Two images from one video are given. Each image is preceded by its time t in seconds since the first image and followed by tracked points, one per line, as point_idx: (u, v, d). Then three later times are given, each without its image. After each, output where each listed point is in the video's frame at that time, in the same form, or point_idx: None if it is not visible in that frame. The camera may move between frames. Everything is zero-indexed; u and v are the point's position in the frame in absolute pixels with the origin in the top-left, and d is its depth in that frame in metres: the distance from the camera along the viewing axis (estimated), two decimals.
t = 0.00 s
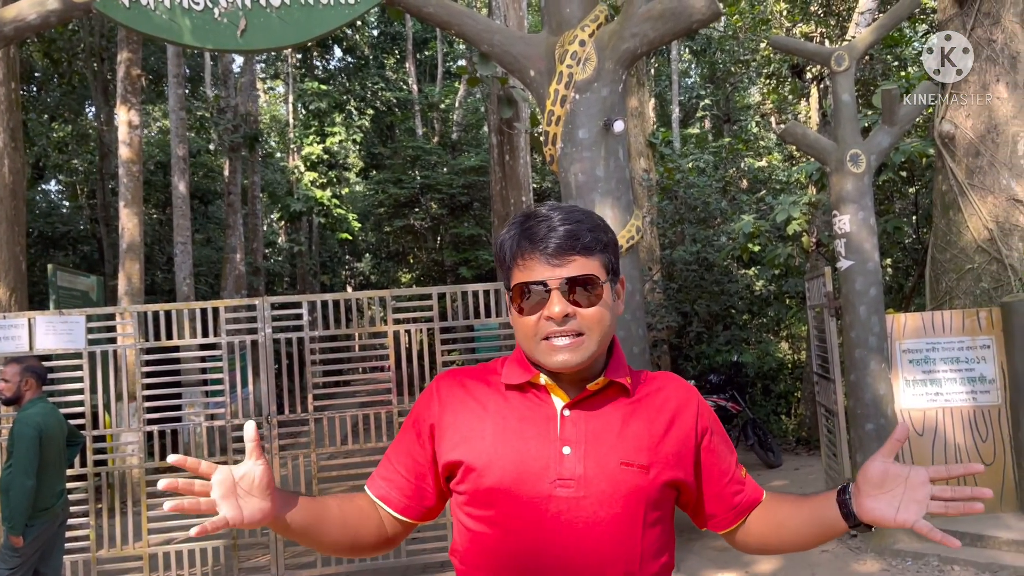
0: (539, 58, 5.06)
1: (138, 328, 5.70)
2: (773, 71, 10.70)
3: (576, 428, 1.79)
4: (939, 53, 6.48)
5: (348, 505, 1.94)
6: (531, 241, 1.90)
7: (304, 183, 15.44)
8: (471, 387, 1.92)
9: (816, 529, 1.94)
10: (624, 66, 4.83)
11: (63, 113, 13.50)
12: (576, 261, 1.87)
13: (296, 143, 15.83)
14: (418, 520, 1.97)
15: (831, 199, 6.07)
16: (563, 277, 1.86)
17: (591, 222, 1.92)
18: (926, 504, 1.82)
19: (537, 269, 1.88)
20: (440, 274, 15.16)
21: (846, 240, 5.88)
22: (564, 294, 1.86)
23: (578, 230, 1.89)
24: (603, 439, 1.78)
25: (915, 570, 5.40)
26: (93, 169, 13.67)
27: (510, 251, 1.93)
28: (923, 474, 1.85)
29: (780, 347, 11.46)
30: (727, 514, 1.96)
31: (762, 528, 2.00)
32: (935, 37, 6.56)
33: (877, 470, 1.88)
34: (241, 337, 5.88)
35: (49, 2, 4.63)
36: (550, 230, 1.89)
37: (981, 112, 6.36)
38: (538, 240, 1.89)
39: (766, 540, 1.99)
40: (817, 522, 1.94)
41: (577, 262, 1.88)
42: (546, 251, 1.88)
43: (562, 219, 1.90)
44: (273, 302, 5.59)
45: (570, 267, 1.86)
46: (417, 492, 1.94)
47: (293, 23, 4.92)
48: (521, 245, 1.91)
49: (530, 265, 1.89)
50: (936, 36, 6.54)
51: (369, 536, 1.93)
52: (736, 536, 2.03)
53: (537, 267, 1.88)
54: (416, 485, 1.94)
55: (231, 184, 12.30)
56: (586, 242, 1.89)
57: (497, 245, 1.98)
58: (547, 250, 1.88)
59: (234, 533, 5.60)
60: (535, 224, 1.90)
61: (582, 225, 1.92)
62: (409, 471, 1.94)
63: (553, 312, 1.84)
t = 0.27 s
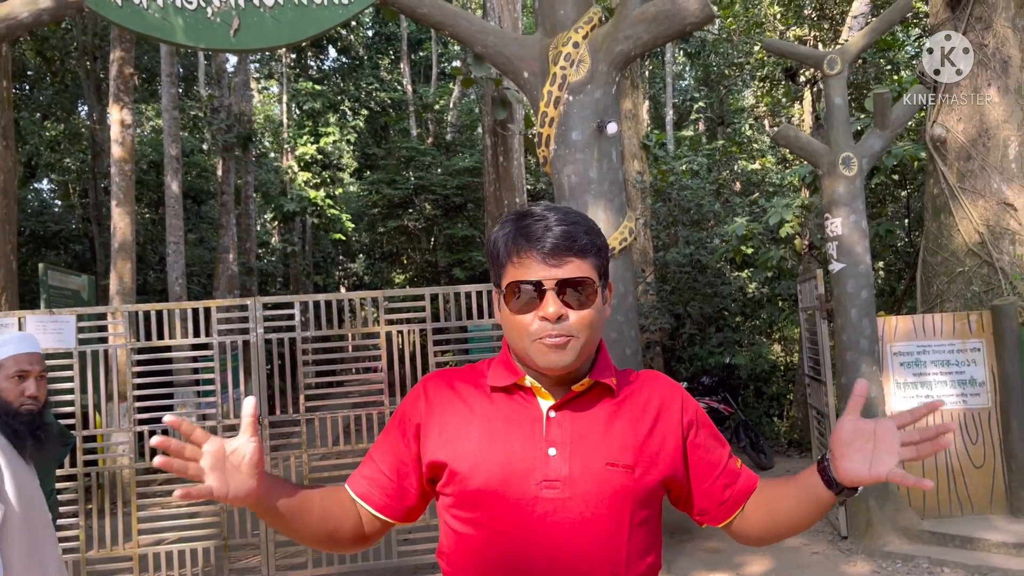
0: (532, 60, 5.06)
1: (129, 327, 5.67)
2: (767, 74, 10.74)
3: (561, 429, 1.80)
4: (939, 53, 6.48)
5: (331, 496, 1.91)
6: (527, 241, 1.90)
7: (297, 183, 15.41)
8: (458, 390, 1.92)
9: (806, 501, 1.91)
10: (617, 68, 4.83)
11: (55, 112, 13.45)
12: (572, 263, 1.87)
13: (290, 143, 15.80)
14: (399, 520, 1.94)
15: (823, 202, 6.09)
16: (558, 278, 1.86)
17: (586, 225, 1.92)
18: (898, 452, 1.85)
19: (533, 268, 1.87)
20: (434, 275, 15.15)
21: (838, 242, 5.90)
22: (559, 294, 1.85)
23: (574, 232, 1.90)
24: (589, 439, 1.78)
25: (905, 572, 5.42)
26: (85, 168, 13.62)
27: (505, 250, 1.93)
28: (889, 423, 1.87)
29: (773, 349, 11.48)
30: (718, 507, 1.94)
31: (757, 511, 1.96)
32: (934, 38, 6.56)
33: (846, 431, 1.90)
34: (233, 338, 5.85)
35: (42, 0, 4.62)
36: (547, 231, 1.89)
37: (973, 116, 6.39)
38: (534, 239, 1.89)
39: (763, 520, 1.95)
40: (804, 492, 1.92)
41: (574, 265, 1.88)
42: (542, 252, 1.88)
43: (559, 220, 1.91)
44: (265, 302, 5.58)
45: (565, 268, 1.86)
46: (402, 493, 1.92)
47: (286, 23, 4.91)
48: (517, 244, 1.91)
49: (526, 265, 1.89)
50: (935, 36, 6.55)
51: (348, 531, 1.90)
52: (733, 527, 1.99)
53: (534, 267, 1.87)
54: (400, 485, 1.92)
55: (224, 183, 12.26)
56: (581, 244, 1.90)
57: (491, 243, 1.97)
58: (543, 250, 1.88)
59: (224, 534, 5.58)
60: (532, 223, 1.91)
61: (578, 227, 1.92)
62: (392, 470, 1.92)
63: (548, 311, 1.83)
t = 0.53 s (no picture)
0: (528, 60, 5.06)
1: (122, 326, 5.66)
2: (762, 76, 10.77)
3: (553, 433, 1.80)
4: (939, 53, 6.43)
5: (321, 513, 1.88)
6: (527, 247, 1.89)
7: (292, 182, 15.39)
8: (448, 393, 1.90)
9: (786, 531, 1.89)
10: (613, 69, 4.84)
11: (49, 110, 13.41)
12: (572, 272, 1.87)
13: (285, 142, 15.76)
14: (392, 526, 1.92)
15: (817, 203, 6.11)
16: (558, 289, 1.85)
17: (587, 233, 1.91)
18: (891, 497, 1.80)
19: (533, 277, 1.87)
20: (429, 275, 15.15)
21: (832, 244, 5.91)
22: (559, 305, 1.84)
23: (574, 240, 1.88)
24: (580, 443, 1.78)
25: (897, 573, 5.44)
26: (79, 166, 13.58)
27: (505, 258, 1.91)
28: (887, 467, 1.82)
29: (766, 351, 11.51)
30: (703, 515, 1.93)
31: (738, 526, 1.95)
32: (933, 37, 6.49)
33: (842, 466, 1.86)
34: (226, 337, 5.84)
35: None
36: (547, 239, 1.88)
37: (966, 119, 6.42)
38: (535, 247, 1.88)
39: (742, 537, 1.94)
40: (788, 523, 1.89)
41: (575, 275, 1.87)
42: (541, 261, 1.87)
43: (558, 227, 1.89)
44: (258, 301, 5.56)
45: (565, 278, 1.86)
46: (393, 498, 1.90)
47: (281, 22, 4.90)
48: (517, 252, 1.89)
49: (526, 274, 1.88)
50: (935, 36, 6.50)
51: (344, 542, 1.88)
52: (715, 538, 1.98)
53: (534, 276, 1.87)
54: (391, 491, 1.90)
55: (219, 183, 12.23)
56: (580, 253, 1.89)
57: (490, 245, 1.96)
58: (542, 259, 1.87)
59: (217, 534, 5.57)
60: (532, 230, 1.89)
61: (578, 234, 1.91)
62: (384, 476, 1.90)
63: (547, 322, 1.83)
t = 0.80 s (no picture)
0: (526, 60, 5.05)
1: (118, 325, 5.65)
2: (759, 78, 10.79)
3: (547, 436, 1.79)
4: (939, 54, 6.43)
5: (315, 521, 1.87)
6: (509, 248, 1.89)
7: (289, 181, 15.35)
8: (443, 393, 1.90)
9: (779, 547, 1.89)
10: (610, 70, 4.83)
11: (46, 108, 13.39)
12: (551, 271, 1.87)
13: (282, 142, 15.74)
14: (387, 528, 1.91)
15: (813, 205, 6.12)
16: (537, 287, 1.85)
17: (570, 233, 1.90)
18: (891, 525, 1.78)
19: (513, 277, 1.88)
20: (425, 275, 15.15)
21: (829, 246, 5.92)
22: (538, 304, 1.84)
23: (555, 240, 1.88)
24: (576, 445, 1.78)
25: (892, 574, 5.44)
26: (75, 164, 13.57)
27: (488, 259, 1.92)
28: (890, 494, 1.80)
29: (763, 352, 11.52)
30: (696, 523, 1.93)
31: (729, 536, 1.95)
32: (933, 37, 6.48)
33: (844, 489, 1.85)
34: (222, 336, 5.83)
35: None
36: (528, 239, 1.88)
37: (963, 121, 6.43)
38: (515, 247, 1.89)
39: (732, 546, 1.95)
40: (782, 538, 1.89)
41: (555, 275, 1.87)
42: (522, 260, 1.87)
43: (540, 227, 1.89)
44: (255, 300, 5.55)
45: (544, 277, 1.86)
46: (387, 500, 1.89)
47: (279, 21, 4.90)
48: (498, 251, 1.91)
49: (507, 273, 1.89)
50: (934, 36, 6.50)
51: (340, 549, 1.87)
52: (706, 546, 1.98)
53: (513, 275, 1.88)
54: (386, 493, 1.88)
55: (216, 182, 12.21)
56: (563, 253, 1.88)
57: (478, 245, 1.98)
58: (522, 259, 1.88)
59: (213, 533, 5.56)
60: (513, 230, 1.89)
61: (562, 233, 1.90)
62: (378, 478, 1.89)
63: (524, 321, 1.83)
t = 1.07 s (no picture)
0: (526, 60, 5.05)
1: (118, 323, 5.65)
2: (760, 79, 10.80)
3: (543, 437, 1.79)
4: (939, 54, 6.43)
5: (313, 523, 1.87)
6: (507, 240, 1.90)
7: (289, 181, 15.32)
8: (440, 391, 1.89)
9: (769, 553, 1.89)
10: (611, 70, 4.83)
11: (46, 106, 13.40)
12: (549, 261, 1.86)
13: (283, 141, 15.73)
14: (383, 525, 1.91)
15: (813, 206, 6.12)
16: (535, 277, 1.85)
17: (567, 226, 1.91)
18: (874, 538, 1.76)
19: (511, 267, 1.87)
20: (425, 275, 15.16)
21: (829, 247, 5.92)
22: (536, 293, 1.84)
23: (553, 232, 1.89)
24: (571, 446, 1.78)
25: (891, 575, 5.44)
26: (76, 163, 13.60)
27: (485, 249, 1.92)
28: (873, 507, 1.78)
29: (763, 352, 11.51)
30: (689, 524, 1.93)
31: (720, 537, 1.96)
32: (933, 37, 6.48)
33: (827, 502, 1.83)
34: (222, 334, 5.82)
35: None
36: (525, 230, 1.89)
37: (963, 122, 6.43)
38: (513, 239, 1.89)
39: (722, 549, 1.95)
40: (770, 547, 1.89)
41: (554, 264, 1.87)
42: (521, 250, 1.87)
43: (538, 220, 1.90)
44: (254, 299, 5.55)
45: (542, 266, 1.86)
46: (383, 498, 1.89)
47: (280, 20, 4.90)
48: (496, 243, 1.91)
49: (505, 264, 1.88)
50: (934, 36, 6.50)
51: (342, 546, 1.88)
52: (699, 548, 1.98)
53: (512, 264, 1.87)
54: (383, 490, 1.88)
55: (216, 180, 12.21)
56: (561, 245, 1.89)
57: (474, 242, 1.98)
58: (521, 249, 1.87)
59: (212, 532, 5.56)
60: (511, 223, 1.90)
61: (559, 226, 1.91)
62: (375, 476, 1.89)
63: (523, 310, 1.83)
